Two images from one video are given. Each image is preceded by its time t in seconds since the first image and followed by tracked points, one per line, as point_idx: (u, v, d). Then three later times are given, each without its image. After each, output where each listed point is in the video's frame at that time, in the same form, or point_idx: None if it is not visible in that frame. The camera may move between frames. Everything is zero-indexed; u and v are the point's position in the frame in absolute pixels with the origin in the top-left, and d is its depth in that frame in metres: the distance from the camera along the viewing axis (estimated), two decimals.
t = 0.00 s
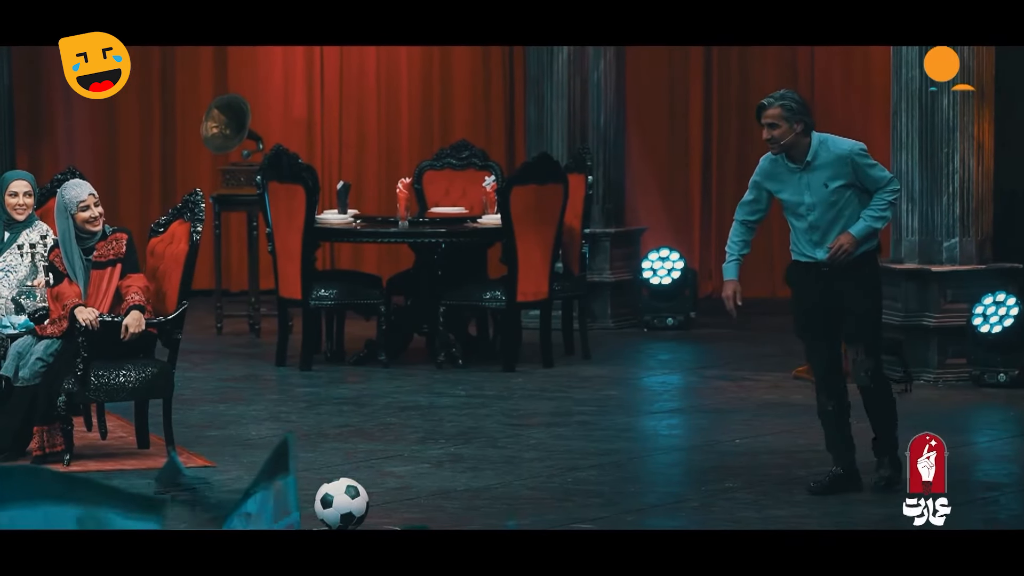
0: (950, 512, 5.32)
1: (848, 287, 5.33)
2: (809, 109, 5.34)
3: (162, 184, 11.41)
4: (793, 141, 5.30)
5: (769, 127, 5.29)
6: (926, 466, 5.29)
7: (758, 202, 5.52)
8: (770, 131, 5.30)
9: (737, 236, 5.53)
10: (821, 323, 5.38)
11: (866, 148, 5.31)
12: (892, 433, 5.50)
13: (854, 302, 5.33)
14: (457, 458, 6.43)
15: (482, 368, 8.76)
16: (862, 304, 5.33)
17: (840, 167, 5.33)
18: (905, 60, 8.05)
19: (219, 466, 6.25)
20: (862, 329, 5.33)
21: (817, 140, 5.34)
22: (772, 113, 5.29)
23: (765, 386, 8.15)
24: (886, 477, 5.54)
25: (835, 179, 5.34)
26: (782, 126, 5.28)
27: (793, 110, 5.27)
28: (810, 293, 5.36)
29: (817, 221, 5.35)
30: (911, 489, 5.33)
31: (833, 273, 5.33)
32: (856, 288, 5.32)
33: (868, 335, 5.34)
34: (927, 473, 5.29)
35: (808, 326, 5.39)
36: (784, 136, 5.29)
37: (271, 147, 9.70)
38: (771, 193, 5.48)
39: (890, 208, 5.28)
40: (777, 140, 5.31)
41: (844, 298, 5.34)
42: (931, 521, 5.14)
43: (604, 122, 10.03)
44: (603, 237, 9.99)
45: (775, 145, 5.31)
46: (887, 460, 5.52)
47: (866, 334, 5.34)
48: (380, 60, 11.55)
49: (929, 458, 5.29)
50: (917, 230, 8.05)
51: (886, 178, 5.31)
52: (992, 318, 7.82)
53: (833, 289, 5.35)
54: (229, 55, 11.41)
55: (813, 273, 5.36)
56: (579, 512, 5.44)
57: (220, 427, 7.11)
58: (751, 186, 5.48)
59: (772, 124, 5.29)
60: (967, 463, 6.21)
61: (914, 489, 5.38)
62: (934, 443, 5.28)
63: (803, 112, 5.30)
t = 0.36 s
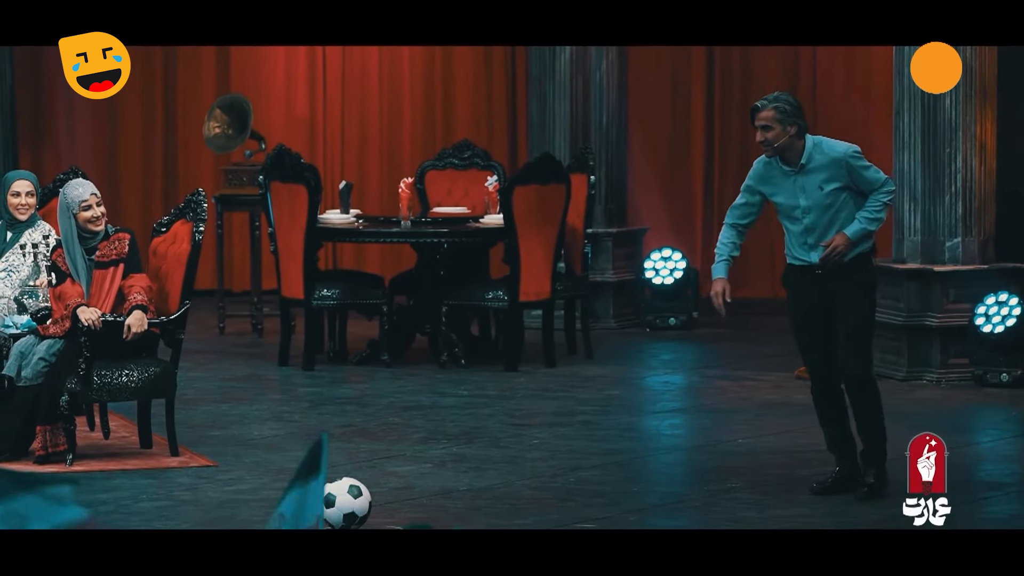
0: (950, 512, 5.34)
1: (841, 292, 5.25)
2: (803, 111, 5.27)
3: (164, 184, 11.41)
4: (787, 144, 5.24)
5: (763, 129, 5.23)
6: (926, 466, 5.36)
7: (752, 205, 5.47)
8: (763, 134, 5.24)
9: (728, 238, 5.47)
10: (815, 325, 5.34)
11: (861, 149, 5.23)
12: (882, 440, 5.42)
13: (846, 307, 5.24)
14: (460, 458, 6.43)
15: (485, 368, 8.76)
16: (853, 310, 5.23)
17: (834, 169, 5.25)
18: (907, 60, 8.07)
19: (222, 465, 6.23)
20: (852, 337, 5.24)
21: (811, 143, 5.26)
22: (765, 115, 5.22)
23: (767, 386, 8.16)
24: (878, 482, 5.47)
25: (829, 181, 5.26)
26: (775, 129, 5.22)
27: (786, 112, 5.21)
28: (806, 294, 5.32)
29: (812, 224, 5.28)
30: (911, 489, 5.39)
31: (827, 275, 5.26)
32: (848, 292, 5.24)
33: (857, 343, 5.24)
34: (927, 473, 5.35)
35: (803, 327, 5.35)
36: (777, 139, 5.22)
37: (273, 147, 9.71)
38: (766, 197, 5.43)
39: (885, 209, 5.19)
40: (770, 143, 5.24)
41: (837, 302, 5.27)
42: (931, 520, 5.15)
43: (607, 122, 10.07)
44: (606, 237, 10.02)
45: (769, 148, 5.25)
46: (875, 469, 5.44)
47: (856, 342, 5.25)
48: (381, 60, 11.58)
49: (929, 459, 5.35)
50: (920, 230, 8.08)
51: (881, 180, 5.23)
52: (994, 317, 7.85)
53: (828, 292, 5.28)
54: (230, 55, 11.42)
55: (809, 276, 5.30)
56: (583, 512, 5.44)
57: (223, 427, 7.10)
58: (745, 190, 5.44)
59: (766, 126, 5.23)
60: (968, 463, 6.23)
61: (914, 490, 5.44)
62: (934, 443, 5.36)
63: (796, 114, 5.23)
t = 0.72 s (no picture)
0: (950, 512, 5.34)
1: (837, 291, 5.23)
2: (796, 114, 5.27)
3: (167, 184, 11.41)
4: (782, 147, 5.23)
5: (758, 133, 5.23)
6: (926, 466, 5.36)
7: (745, 209, 5.46)
8: (758, 138, 5.24)
9: (720, 240, 5.44)
10: (812, 325, 5.30)
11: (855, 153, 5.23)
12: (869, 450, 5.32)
13: (842, 307, 5.22)
14: (463, 458, 6.43)
15: (488, 368, 8.77)
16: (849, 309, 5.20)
17: (830, 173, 5.25)
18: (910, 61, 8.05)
19: (225, 465, 6.23)
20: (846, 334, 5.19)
21: (805, 147, 5.26)
22: (760, 118, 5.22)
23: (771, 386, 8.15)
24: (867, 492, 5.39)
25: (824, 185, 5.26)
26: (771, 133, 5.21)
27: (781, 116, 5.21)
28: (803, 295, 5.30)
29: (807, 227, 5.28)
30: (912, 490, 5.40)
31: (822, 278, 5.25)
32: (844, 292, 5.22)
33: (851, 341, 5.19)
34: (927, 473, 5.36)
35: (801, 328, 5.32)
36: (773, 143, 5.22)
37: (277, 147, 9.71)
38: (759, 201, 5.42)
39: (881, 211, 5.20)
40: (766, 147, 5.24)
41: (833, 302, 5.24)
42: (932, 521, 5.15)
43: (610, 122, 10.07)
44: (609, 237, 10.03)
45: (764, 151, 5.25)
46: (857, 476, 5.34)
47: (850, 340, 5.19)
48: (385, 59, 11.60)
49: (929, 458, 5.35)
50: (923, 230, 8.06)
51: (877, 182, 5.23)
52: (998, 317, 7.83)
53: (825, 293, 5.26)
54: (234, 55, 11.42)
55: (805, 280, 5.29)
56: (587, 513, 5.43)
57: (226, 427, 7.11)
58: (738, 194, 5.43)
59: (761, 130, 5.23)
60: (971, 463, 6.23)
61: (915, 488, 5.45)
62: (934, 443, 5.36)
63: (790, 117, 5.23)
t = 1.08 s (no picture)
0: (951, 511, 5.32)
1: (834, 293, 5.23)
2: (792, 117, 5.28)
3: (172, 184, 11.40)
4: (778, 150, 5.24)
5: (754, 135, 5.24)
6: (926, 466, 5.29)
7: (739, 212, 5.46)
8: (754, 140, 5.25)
9: (715, 243, 5.45)
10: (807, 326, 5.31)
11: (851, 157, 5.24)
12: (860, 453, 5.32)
13: (836, 308, 5.22)
14: (469, 457, 6.43)
15: (493, 368, 8.76)
16: (844, 310, 5.20)
17: (825, 177, 5.26)
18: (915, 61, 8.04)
19: (231, 465, 6.23)
20: (839, 336, 5.19)
21: (801, 150, 5.27)
22: (756, 121, 5.23)
23: (776, 386, 8.15)
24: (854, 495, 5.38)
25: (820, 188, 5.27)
26: (767, 135, 5.22)
27: (777, 118, 5.22)
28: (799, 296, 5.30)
29: (801, 231, 5.29)
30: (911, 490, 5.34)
31: (816, 282, 5.25)
32: (840, 294, 5.22)
33: (844, 343, 5.19)
34: (927, 474, 5.29)
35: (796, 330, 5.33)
36: (768, 145, 5.23)
37: (282, 147, 9.71)
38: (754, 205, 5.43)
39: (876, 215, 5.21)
40: (761, 149, 5.25)
41: (829, 304, 5.23)
42: (932, 521, 5.15)
43: (615, 121, 10.03)
44: (614, 237, 10.01)
45: (759, 154, 5.26)
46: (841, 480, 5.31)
47: (843, 342, 5.19)
48: (390, 59, 11.60)
49: (929, 459, 5.28)
50: (928, 230, 8.07)
51: (872, 187, 5.25)
52: (1003, 318, 7.81)
53: (820, 294, 5.25)
54: (238, 55, 11.41)
55: (798, 283, 5.29)
56: (592, 513, 5.43)
57: (231, 426, 7.11)
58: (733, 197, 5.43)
59: (757, 132, 5.23)
60: (977, 462, 6.22)
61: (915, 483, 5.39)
62: (934, 443, 5.26)
63: (787, 120, 5.24)
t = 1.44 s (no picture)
0: (951, 511, 5.31)
1: (826, 298, 5.21)
2: (790, 121, 5.24)
3: (180, 184, 11.41)
4: (774, 153, 5.21)
5: (750, 137, 5.20)
6: (926, 466, 5.33)
7: (739, 214, 5.44)
8: (750, 143, 5.21)
9: (715, 245, 5.44)
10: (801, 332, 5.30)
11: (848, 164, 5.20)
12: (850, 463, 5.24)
13: (828, 313, 5.20)
14: (476, 458, 6.43)
15: (501, 368, 8.76)
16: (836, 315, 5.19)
17: (821, 183, 5.23)
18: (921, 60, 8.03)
19: (238, 465, 6.23)
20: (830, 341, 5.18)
21: (798, 155, 5.23)
22: (752, 123, 5.20)
23: (783, 386, 8.14)
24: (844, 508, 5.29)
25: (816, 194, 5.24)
26: (763, 138, 5.18)
27: (774, 121, 5.18)
28: (793, 301, 5.29)
29: (795, 236, 5.28)
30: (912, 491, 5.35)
31: (809, 288, 5.24)
32: (829, 300, 5.20)
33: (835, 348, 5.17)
34: (927, 474, 5.33)
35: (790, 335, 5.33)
36: (764, 148, 5.18)
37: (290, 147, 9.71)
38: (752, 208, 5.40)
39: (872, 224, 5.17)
40: (757, 152, 5.20)
41: (820, 309, 5.22)
42: (932, 521, 5.15)
43: (622, 122, 10.04)
44: (622, 237, 10.01)
45: (755, 156, 5.21)
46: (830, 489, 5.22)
47: (834, 347, 5.18)
48: (398, 60, 11.61)
49: (929, 458, 5.32)
50: (936, 230, 8.04)
51: (868, 195, 5.21)
52: (1011, 317, 7.84)
53: (814, 300, 5.24)
54: (247, 55, 11.42)
55: (791, 288, 5.29)
56: (599, 513, 5.43)
57: (238, 426, 7.12)
58: (731, 200, 5.41)
59: (753, 134, 5.20)
60: (984, 463, 6.21)
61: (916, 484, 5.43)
62: (934, 443, 5.31)
63: (784, 124, 5.20)
